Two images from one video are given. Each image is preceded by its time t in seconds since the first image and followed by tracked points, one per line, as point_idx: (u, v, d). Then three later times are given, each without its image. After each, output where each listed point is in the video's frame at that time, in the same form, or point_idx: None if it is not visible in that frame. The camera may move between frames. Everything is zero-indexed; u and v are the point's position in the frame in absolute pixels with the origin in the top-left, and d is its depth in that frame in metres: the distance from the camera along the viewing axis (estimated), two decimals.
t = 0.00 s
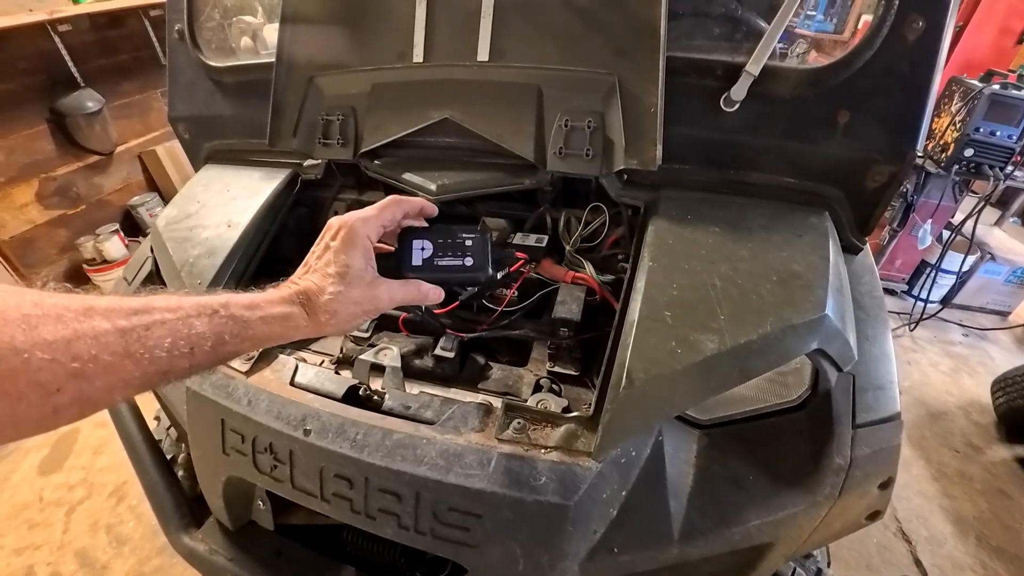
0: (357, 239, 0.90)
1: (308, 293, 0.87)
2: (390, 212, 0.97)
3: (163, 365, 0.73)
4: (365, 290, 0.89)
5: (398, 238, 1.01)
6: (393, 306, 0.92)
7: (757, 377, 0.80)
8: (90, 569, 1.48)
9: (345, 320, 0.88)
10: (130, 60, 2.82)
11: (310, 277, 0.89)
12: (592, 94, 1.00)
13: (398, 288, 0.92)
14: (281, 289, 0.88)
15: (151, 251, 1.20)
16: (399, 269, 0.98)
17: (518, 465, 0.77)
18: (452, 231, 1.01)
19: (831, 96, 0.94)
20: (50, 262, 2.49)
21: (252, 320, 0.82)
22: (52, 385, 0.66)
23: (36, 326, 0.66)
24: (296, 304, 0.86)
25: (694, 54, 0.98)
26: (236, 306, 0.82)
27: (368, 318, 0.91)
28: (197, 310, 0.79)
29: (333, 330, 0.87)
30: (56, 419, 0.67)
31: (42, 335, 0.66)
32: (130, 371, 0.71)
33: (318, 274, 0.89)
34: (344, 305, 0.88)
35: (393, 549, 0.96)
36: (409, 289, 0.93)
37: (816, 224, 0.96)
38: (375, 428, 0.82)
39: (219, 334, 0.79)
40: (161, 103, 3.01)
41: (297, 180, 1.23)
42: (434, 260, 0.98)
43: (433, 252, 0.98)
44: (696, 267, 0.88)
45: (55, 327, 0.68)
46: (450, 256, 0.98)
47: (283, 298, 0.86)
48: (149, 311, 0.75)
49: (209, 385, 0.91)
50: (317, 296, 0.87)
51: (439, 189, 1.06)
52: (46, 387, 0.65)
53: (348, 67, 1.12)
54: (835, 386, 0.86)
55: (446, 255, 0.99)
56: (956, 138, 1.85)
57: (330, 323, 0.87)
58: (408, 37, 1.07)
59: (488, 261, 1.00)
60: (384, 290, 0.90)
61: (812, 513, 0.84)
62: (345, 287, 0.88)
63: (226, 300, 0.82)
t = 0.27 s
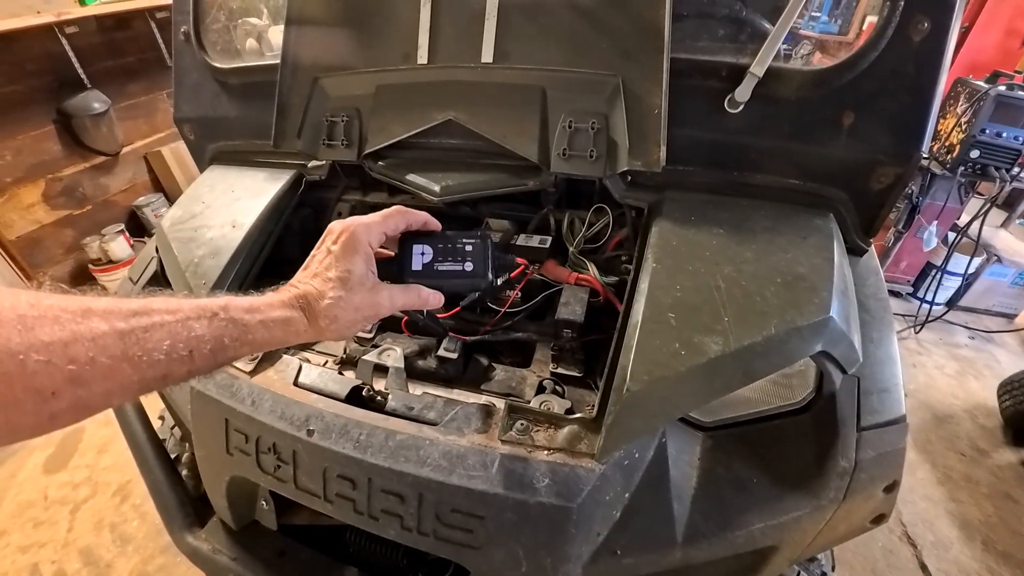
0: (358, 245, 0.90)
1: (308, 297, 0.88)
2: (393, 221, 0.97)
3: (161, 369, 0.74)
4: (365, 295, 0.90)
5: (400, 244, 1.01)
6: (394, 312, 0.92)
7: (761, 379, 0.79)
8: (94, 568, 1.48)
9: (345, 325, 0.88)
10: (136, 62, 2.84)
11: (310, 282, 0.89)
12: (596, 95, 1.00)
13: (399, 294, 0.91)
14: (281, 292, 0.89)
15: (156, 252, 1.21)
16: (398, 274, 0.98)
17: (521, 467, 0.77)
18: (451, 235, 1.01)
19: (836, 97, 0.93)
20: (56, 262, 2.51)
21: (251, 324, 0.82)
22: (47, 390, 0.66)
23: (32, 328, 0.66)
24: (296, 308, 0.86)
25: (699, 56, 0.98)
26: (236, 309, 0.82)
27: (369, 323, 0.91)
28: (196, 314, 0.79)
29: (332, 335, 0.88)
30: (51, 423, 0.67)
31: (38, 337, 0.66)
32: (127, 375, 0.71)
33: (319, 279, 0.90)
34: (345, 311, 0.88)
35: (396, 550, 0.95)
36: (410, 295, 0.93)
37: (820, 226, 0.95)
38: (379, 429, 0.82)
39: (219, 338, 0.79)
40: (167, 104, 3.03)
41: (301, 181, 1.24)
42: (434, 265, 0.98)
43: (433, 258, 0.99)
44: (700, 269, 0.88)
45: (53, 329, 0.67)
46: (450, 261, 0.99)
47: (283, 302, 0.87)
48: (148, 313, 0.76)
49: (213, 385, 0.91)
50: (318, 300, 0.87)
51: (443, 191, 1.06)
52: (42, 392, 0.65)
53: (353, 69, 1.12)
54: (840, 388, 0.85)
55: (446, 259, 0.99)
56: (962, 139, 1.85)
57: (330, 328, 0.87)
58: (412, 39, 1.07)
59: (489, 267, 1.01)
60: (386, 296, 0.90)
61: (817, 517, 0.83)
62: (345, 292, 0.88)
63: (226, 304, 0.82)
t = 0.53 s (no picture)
0: (362, 232, 0.91)
1: (313, 287, 0.88)
2: (396, 208, 0.98)
3: (166, 358, 0.74)
4: (371, 284, 0.91)
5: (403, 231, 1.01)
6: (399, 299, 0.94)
7: (765, 380, 0.79)
8: (97, 567, 1.48)
9: (351, 314, 0.89)
10: (141, 63, 2.85)
11: (314, 271, 0.90)
12: (599, 97, 1.00)
13: (404, 281, 0.93)
14: (286, 283, 0.89)
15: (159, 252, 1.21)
16: (404, 262, 0.99)
17: (524, 468, 0.77)
18: (455, 221, 1.01)
19: (840, 98, 0.93)
20: (60, 262, 2.52)
21: (257, 313, 0.83)
22: (51, 378, 0.65)
23: (36, 315, 0.66)
24: (301, 297, 0.87)
25: (702, 57, 0.98)
26: (241, 299, 0.83)
27: (374, 312, 0.92)
28: (202, 302, 0.79)
29: (338, 324, 0.88)
30: (57, 412, 0.67)
31: (42, 324, 0.66)
32: (133, 364, 0.71)
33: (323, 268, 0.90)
34: (351, 299, 0.89)
35: (398, 551, 0.95)
36: (415, 283, 0.94)
37: (824, 227, 0.95)
38: (381, 430, 0.82)
39: (224, 327, 0.79)
40: (171, 105, 3.04)
41: (304, 182, 1.24)
42: (439, 252, 0.98)
43: (438, 244, 0.99)
44: (704, 270, 0.88)
45: (58, 317, 0.67)
46: (455, 247, 0.99)
47: (288, 292, 0.87)
48: (154, 303, 0.75)
49: (216, 385, 0.92)
50: (323, 289, 0.88)
51: (446, 192, 1.06)
52: (46, 379, 0.65)
53: (356, 70, 1.12)
54: (845, 390, 0.85)
55: (451, 246, 0.99)
56: (966, 140, 1.84)
57: (336, 318, 0.88)
58: (415, 40, 1.08)
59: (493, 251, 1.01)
60: (391, 284, 0.91)
61: (821, 519, 0.83)
62: (351, 280, 0.89)
63: (231, 293, 0.83)
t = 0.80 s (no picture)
0: (364, 229, 0.90)
1: (313, 284, 0.88)
2: (399, 204, 0.97)
3: (166, 358, 0.74)
4: (373, 281, 0.90)
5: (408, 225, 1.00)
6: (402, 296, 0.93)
7: (768, 381, 0.79)
8: (98, 567, 1.49)
9: (353, 311, 0.89)
10: (143, 64, 2.86)
11: (315, 268, 0.89)
12: (601, 97, 1.00)
13: (406, 278, 0.91)
14: (287, 280, 0.89)
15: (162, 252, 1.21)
16: (409, 258, 0.98)
17: (525, 469, 0.77)
18: (460, 217, 0.99)
19: (842, 98, 0.93)
20: (62, 263, 2.53)
21: (257, 312, 0.83)
22: (51, 378, 0.67)
23: (34, 318, 0.67)
24: (302, 295, 0.87)
25: (703, 57, 0.97)
26: (240, 297, 0.83)
27: (376, 309, 0.92)
28: (201, 302, 0.79)
29: (340, 321, 0.88)
30: (58, 410, 0.68)
31: (39, 327, 0.67)
32: (132, 364, 0.72)
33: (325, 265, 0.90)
34: (352, 296, 0.88)
35: (399, 552, 0.95)
36: (419, 279, 0.93)
37: (826, 228, 0.95)
38: (382, 430, 0.82)
39: (224, 326, 0.79)
40: (173, 106, 3.05)
41: (306, 182, 1.24)
42: (443, 248, 0.96)
43: (443, 241, 0.97)
44: (706, 270, 0.88)
45: (56, 320, 0.68)
46: (459, 243, 0.97)
47: (289, 290, 0.87)
48: (151, 303, 0.76)
49: (217, 386, 0.92)
50: (323, 287, 0.88)
51: (447, 192, 1.06)
52: (45, 380, 0.66)
53: (358, 71, 1.13)
54: (847, 391, 0.85)
55: (455, 241, 0.97)
56: (969, 140, 1.83)
57: (337, 315, 0.88)
58: (417, 41, 1.08)
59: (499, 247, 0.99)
60: (393, 280, 0.90)
61: (823, 520, 0.83)
62: (352, 278, 0.88)
63: (230, 292, 0.83)
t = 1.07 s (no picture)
0: (351, 226, 0.91)
1: (300, 280, 0.88)
2: (387, 203, 0.97)
3: (157, 352, 0.75)
4: (359, 277, 0.90)
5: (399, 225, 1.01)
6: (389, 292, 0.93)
7: (768, 381, 0.79)
8: (99, 567, 1.49)
9: (339, 307, 0.89)
10: (144, 65, 2.86)
11: (302, 265, 0.89)
12: (601, 97, 1.00)
13: (393, 274, 0.92)
14: (276, 279, 0.90)
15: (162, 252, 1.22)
16: (399, 255, 0.99)
17: (525, 470, 0.77)
18: (449, 215, 1.01)
19: (842, 98, 0.93)
20: (64, 263, 2.53)
21: (244, 308, 0.83)
22: (50, 371, 0.68)
23: (34, 314, 0.69)
24: (288, 292, 0.87)
25: (704, 57, 0.97)
26: (228, 294, 0.83)
27: (363, 305, 0.91)
28: (189, 299, 0.80)
29: (326, 317, 0.87)
30: (57, 404, 0.69)
31: (40, 323, 0.68)
32: (125, 358, 0.72)
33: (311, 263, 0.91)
34: (338, 292, 0.88)
35: (399, 552, 0.95)
36: (406, 276, 0.93)
37: (826, 228, 0.95)
38: (383, 430, 0.82)
39: (212, 321, 0.80)
40: (174, 106, 3.05)
41: (307, 183, 1.24)
42: (431, 245, 0.97)
43: (430, 238, 0.98)
44: (706, 271, 0.88)
45: (52, 316, 0.70)
46: (447, 240, 0.98)
47: (277, 287, 0.88)
48: (142, 300, 0.77)
49: (218, 386, 0.92)
50: (309, 283, 0.88)
51: (447, 193, 1.06)
52: (45, 373, 0.67)
53: (358, 72, 1.13)
54: (847, 391, 0.85)
55: (443, 239, 0.98)
56: (969, 140, 1.83)
57: (324, 311, 0.87)
58: (417, 41, 1.08)
59: (488, 245, 0.99)
60: (380, 276, 0.90)
61: (823, 521, 0.83)
62: (337, 274, 0.88)
63: (218, 289, 0.83)
